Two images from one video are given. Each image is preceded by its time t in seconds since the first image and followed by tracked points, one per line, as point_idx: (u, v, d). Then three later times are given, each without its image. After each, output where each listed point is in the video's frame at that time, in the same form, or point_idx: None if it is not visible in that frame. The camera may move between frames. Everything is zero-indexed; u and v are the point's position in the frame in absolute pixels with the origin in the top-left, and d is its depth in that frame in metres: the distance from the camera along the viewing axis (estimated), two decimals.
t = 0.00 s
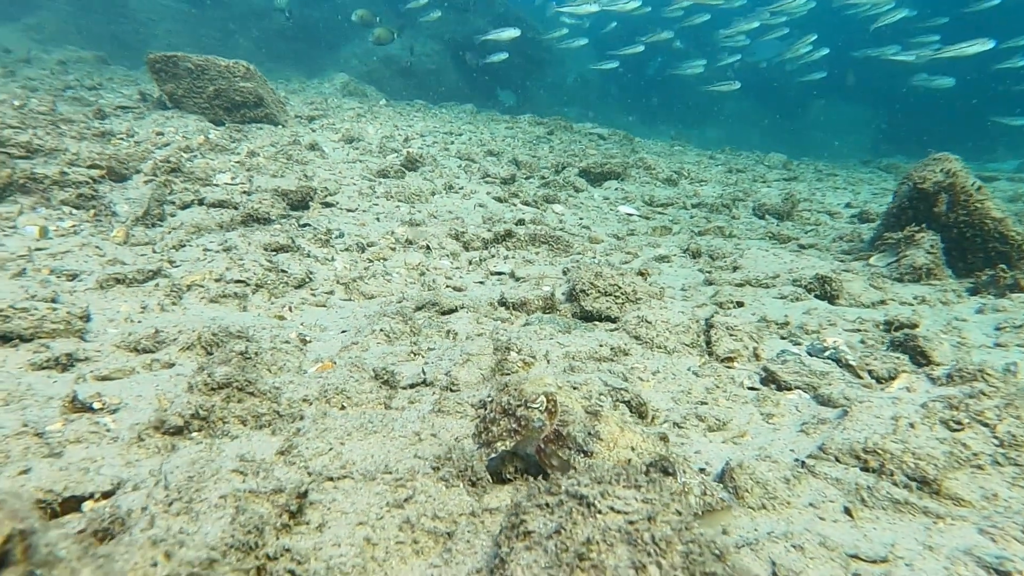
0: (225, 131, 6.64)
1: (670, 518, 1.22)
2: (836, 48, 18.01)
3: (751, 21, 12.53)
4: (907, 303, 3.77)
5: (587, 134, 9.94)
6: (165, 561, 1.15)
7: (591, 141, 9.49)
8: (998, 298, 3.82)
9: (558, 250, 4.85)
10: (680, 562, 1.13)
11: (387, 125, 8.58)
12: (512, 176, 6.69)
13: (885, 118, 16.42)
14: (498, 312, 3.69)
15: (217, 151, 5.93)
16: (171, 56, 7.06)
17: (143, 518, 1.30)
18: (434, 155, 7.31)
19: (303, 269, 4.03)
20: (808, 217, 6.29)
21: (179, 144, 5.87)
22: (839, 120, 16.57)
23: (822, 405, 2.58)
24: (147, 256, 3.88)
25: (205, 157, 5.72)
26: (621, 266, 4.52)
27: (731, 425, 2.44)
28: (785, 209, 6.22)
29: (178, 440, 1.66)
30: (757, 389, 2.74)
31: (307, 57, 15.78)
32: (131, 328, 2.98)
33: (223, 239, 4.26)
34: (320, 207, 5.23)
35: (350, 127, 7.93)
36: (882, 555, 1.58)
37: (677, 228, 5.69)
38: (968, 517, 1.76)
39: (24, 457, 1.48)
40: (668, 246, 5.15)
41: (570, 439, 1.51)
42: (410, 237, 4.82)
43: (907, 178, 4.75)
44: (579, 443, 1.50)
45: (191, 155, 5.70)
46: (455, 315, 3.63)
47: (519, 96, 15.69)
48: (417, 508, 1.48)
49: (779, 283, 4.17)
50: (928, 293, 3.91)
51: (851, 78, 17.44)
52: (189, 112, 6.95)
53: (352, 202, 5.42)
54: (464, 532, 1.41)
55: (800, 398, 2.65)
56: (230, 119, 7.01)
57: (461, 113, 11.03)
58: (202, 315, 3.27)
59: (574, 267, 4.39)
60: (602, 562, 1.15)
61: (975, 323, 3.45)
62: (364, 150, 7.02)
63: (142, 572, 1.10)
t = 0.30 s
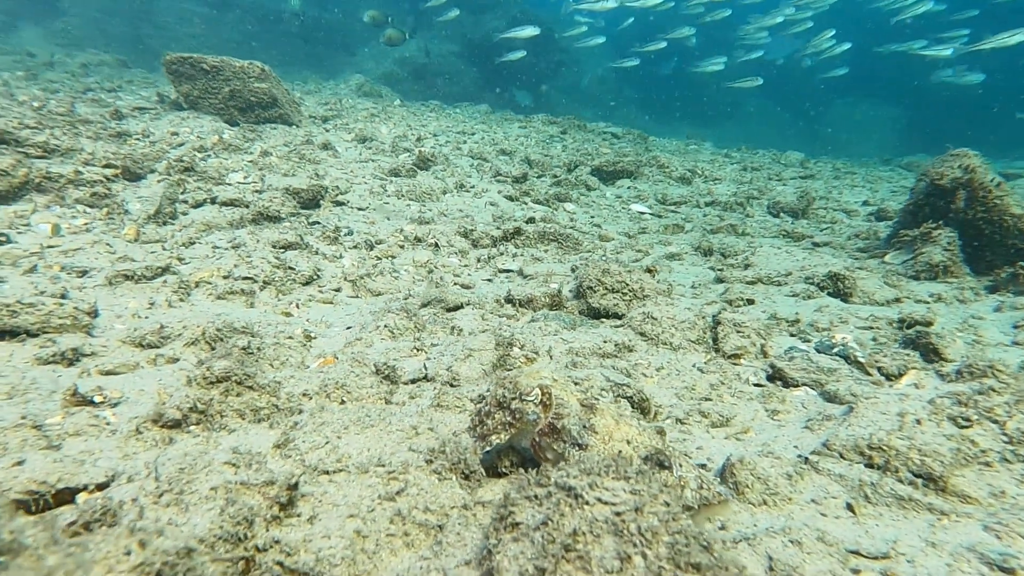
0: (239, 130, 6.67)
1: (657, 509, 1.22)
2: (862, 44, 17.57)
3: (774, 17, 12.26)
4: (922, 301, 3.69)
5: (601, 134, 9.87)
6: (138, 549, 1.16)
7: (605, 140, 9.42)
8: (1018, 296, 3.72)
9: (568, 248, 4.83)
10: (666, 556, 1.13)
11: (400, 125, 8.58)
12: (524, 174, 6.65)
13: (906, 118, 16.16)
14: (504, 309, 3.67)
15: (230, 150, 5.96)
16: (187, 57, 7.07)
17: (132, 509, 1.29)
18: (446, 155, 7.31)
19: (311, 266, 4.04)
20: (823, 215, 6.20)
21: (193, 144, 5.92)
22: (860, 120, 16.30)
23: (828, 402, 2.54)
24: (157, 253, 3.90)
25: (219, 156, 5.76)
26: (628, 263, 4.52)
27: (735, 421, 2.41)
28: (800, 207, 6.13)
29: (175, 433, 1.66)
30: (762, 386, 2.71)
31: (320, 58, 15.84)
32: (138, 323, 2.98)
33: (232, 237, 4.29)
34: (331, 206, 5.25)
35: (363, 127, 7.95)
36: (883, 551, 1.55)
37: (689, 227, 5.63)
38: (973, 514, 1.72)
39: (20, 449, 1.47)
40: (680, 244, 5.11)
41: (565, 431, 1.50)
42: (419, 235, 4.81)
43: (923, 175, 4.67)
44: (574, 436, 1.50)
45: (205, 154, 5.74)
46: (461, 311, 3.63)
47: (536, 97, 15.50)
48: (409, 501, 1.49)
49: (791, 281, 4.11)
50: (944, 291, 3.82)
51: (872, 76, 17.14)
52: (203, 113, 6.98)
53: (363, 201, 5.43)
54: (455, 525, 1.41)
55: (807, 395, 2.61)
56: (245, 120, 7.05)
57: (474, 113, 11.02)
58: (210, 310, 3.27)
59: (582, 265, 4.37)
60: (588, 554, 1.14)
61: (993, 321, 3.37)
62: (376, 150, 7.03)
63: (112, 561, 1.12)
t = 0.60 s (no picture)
0: (258, 133, 6.74)
1: (651, 504, 1.21)
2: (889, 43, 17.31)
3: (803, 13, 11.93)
4: (945, 301, 3.59)
5: (619, 134, 9.80)
6: (120, 542, 1.12)
7: (623, 140, 9.34)
8: None
9: (581, 247, 4.80)
10: (657, 550, 1.13)
11: (418, 126, 8.59)
12: (541, 174, 6.62)
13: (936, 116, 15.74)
14: (515, 308, 3.66)
15: (249, 152, 6.03)
16: (208, 61, 7.16)
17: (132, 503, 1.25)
18: (463, 155, 7.31)
19: (324, 265, 4.06)
20: (845, 215, 6.06)
21: (213, 146, 6.01)
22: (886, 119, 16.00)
23: (840, 401, 2.48)
24: (173, 252, 3.95)
25: (238, 158, 5.84)
26: (641, 260, 4.52)
27: (744, 420, 2.37)
28: (820, 206, 6.01)
29: (179, 428, 1.67)
30: (774, 385, 2.66)
31: (340, 61, 15.93)
32: (151, 321, 3.01)
33: (247, 236, 4.33)
34: (346, 206, 5.28)
35: (380, 128, 7.99)
36: (892, 551, 1.51)
37: (706, 226, 5.55)
38: (988, 515, 1.66)
39: (27, 442, 1.48)
40: (696, 243, 5.05)
41: (565, 428, 1.50)
42: (433, 234, 4.81)
43: (947, 172, 4.57)
44: (574, 432, 1.49)
45: (224, 156, 5.82)
46: (471, 310, 3.62)
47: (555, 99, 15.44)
48: (406, 496, 1.49)
49: (808, 280, 4.03)
50: (968, 290, 3.71)
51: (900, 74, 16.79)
52: (224, 115, 7.09)
53: (379, 202, 5.46)
54: (452, 521, 1.42)
55: (820, 395, 2.56)
56: (264, 122, 7.10)
57: (490, 113, 11.01)
58: (223, 308, 3.31)
59: (595, 264, 4.33)
60: (580, 549, 1.14)
61: (1019, 320, 3.26)
62: (393, 151, 7.06)
63: (92, 553, 1.09)
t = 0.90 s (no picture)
0: (278, 134, 6.79)
1: (647, 501, 1.20)
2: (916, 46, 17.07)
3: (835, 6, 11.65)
4: (970, 300, 3.47)
5: (638, 133, 9.70)
6: (105, 536, 1.13)
7: (642, 139, 9.24)
8: None
9: (596, 245, 4.76)
10: (652, 547, 1.11)
11: (436, 127, 8.57)
12: (557, 174, 6.59)
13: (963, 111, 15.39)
14: (527, 307, 3.64)
15: (267, 153, 6.09)
16: (229, 64, 7.24)
17: (132, 499, 1.27)
18: (479, 155, 7.30)
19: (337, 264, 4.08)
20: (868, 212, 5.91)
21: (232, 147, 6.09)
22: (914, 115, 15.69)
23: (856, 401, 2.42)
24: (188, 251, 3.99)
25: (256, 159, 5.90)
26: (656, 259, 4.49)
27: (756, 419, 2.32)
28: (843, 205, 5.87)
29: (185, 425, 1.68)
30: (788, 384, 2.60)
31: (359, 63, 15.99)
32: (164, 318, 3.04)
33: (262, 236, 4.37)
34: (362, 206, 5.31)
35: (398, 129, 8.02)
36: (905, 553, 1.46)
37: (725, 225, 5.45)
38: (1007, 518, 1.60)
39: (35, 437, 1.50)
40: (713, 242, 4.98)
41: (568, 425, 1.49)
42: (447, 233, 4.81)
43: (975, 168, 4.43)
44: (578, 430, 1.48)
45: (242, 156, 5.89)
46: (482, 308, 3.60)
47: (575, 97, 15.21)
48: (405, 493, 1.48)
49: (828, 279, 3.94)
50: (995, 288, 3.59)
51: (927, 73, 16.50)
52: (245, 117, 7.13)
53: (395, 201, 5.48)
54: (450, 518, 1.41)
55: (835, 394, 2.50)
56: (284, 123, 7.16)
57: (507, 113, 10.99)
58: (236, 306, 3.34)
59: (609, 262, 4.30)
60: (575, 545, 1.13)
61: None
62: (410, 152, 7.07)
63: (75, 547, 1.09)
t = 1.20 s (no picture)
0: (299, 137, 6.88)
1: (646, 501, 1.17)
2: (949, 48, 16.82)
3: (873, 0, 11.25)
4: (1002, 300, 3.33)
5: (660, 133, 9.59)
6: (91, 535, 1.14)
7: (664, 139, 9.12)
8: None
9: (613, 246, 4.72)
10: (648, 549, 1.07)
11: (456, 129, 8.57)
12: (576, 175, 6.55)
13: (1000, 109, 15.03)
14: (541, 307, 3.61)
15: (289, 155, 6.17)
16: (254, 68, 7.36)
17: (129, 497, 1.29)
18: (499, 156, 7.29)
19: (353, 265, 4.11)
20: (897, 212, 5.74)
21: (255, 150, 6.18)
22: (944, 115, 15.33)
23: (875, 402, 2.35)
24: (208, 252, 4.06)
25: (278, 161, 5.98)
26: (672, 259, 4.43)
27: (770, 420, 2.26)
28: (870, 204, 5.71)
29: (194, 424, 1.69)
30: (805, 385, 2.54)
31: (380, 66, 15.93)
32: (181, 318, 3.09)
33: (280, 237, 4.43)
34: (381, 207, 5.34)
35: (418, 131, 8.05)
36: (922, 559, 1.42)
37: (747, 225, 5.35)
38: None
39: (46, 434, 1.52)
40: (734, 242, 4.88)
41: (572, 425, 1.47)
42: (463, 234, 4.81)
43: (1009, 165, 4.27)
44: (582, 430, 1.46)
45: (264, 159, 5.97)
46: (496, 309, 3.59)
47: (599, 98, 14.86)
48: (407, 493, 1.48)
49: (852, 280, 3.84)
50: None
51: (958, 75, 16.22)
52: (269, 121, 7.25)
53: (413, 202, 5.50)
54: (450, 518, 1.40)
55: (854, 396, 2.42)
56: (307, 127, 7.26)
57: (527, 114, 10.96)
58: (252, 307, 3.38)
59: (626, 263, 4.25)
60: (571, 547, 1.11)
61: None
62: (430, 153, 7.09)
63: (61, 546, 1.11)
